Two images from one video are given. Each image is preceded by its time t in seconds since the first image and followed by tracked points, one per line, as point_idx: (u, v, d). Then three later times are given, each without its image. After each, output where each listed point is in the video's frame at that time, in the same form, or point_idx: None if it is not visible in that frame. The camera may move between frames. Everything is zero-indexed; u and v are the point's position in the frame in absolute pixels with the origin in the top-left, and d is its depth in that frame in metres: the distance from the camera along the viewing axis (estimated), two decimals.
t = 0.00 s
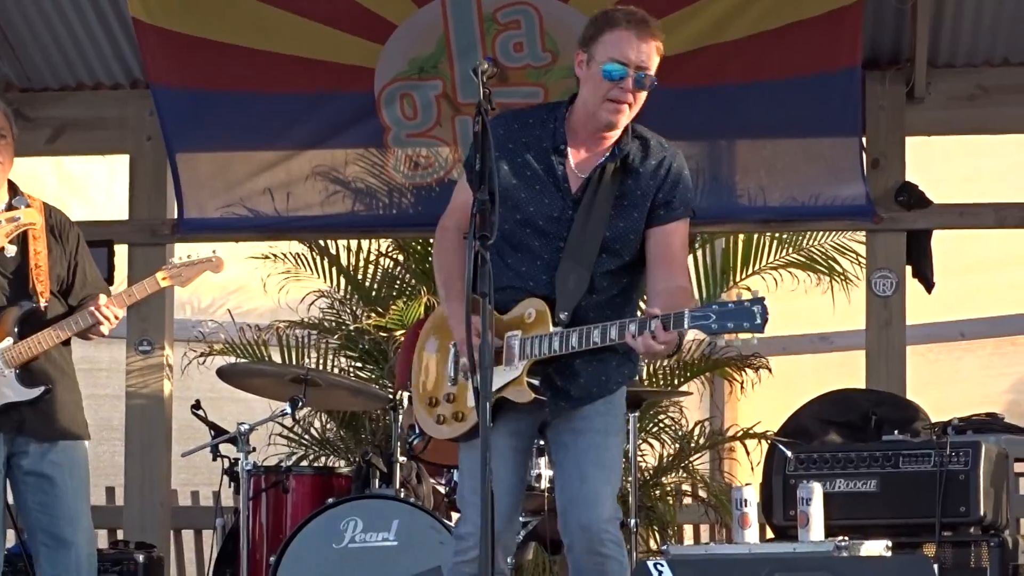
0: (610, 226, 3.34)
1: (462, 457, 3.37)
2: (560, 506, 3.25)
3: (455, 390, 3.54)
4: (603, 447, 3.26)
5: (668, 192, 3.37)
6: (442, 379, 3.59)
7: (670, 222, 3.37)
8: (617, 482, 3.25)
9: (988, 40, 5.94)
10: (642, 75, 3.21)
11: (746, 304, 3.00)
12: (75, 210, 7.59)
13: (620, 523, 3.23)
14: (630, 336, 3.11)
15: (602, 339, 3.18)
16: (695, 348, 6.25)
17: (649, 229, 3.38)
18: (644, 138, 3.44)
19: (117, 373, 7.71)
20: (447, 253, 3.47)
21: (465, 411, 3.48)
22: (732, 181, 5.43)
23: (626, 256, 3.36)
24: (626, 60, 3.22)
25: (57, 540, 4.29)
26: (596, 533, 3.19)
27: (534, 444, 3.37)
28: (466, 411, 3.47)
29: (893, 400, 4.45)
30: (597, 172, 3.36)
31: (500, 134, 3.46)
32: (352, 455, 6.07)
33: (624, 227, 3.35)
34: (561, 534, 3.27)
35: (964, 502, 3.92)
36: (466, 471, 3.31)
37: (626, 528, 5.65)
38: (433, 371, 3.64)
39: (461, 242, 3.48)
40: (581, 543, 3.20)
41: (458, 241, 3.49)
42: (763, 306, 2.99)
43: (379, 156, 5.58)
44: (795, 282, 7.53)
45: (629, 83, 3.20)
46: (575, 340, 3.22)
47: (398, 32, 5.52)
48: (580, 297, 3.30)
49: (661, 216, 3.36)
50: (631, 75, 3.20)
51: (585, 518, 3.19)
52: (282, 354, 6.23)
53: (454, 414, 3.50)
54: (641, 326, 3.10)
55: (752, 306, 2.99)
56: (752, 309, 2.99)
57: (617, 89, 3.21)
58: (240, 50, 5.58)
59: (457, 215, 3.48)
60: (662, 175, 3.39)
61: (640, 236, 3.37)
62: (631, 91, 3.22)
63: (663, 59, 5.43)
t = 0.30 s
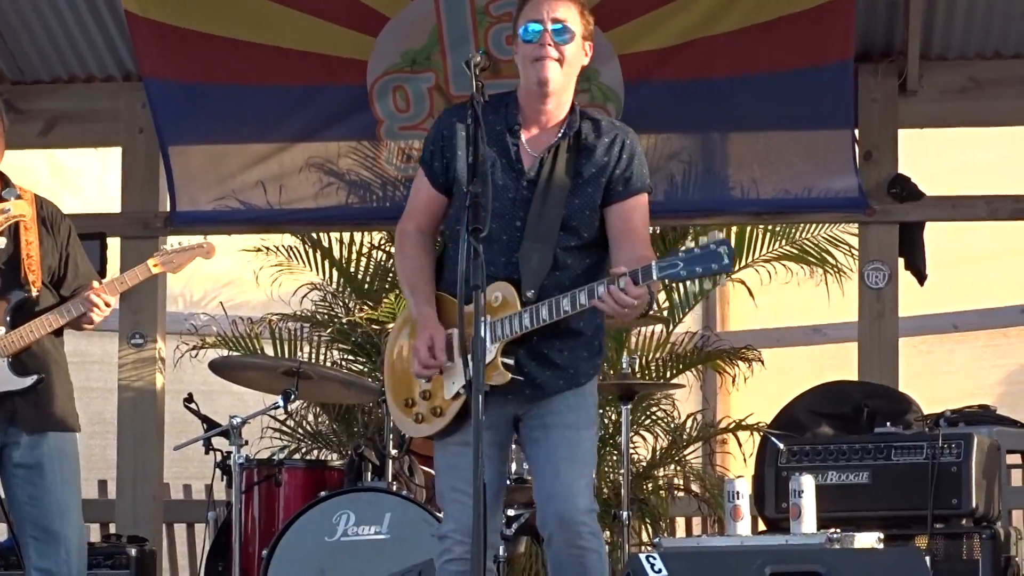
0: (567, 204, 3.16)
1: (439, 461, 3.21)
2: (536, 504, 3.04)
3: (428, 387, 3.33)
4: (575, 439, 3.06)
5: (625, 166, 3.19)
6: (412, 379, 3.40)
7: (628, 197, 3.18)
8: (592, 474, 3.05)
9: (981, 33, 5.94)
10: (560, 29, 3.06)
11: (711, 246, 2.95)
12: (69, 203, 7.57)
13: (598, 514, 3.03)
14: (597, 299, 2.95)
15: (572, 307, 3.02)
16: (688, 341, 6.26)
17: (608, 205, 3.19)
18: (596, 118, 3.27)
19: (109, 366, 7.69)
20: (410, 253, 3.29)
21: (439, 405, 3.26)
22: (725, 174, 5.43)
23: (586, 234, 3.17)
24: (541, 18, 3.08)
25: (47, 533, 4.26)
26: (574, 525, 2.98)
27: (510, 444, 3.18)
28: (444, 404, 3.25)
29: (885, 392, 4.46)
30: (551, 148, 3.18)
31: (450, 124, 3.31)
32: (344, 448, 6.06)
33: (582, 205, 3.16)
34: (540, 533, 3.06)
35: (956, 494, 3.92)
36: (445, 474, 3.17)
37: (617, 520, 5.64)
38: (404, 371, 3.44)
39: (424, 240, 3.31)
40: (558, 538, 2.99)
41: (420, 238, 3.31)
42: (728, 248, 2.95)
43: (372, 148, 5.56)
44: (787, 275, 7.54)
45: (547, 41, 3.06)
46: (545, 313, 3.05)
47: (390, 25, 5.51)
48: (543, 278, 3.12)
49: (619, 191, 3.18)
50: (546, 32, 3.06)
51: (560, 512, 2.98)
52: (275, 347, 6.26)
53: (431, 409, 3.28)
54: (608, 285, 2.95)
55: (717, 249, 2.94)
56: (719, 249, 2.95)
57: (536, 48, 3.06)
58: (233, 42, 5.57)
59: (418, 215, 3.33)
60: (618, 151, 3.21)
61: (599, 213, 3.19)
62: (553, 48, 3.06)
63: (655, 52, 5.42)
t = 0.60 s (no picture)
0: (530, 190, 3.14)
1: (420, 460, 3.20)
2: (519, 502, 3.04)
3: (405, 387, 3.33)
4: (556, 438, 3.05)
5: (585, 149, 3.18)
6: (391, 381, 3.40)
7: (590, 179, 3.16)
8: (574, 470, 3.05)
9: (977, 27, 5.94)
10: (499, 23, 3.06)
11: (678, 211, 3.08)
12: (65, 201, 7.56)
13: (581, 510, 3.03)
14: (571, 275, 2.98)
15: (545, 287, 3.06)
16: (685, 338, 6.26)
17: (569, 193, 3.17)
18: (551, 108, 3.26)
19: (107, 364, 7.69)
20: (376, 261, 3.30)
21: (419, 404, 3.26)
22: (722, 170, 5.42)
23: (553, 220, 3.15)
24: (478, 15, 3.07)
25: (44, 532, 4.26)
26: (559, 523, 2.98)
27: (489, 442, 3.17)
28: (422, 402, 3.26)
29: (883, 388, 4.45)
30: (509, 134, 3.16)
31: (408, 131, 3.32)
32: (342, 446, 6.06)
33: (545, 189, 3.15)
34: (523, 530, 3.06)
35: (953, 490, 3.92)
36: (427, 473, 3.15)
37: (615, 516, 5.63)
38: (381, 374, 3.45)
39: (389, 248, 3.33)
40: (543, 536, 2.99)
41: (384, 246, 3.33)
42: (695, 210, 3.07)
43: (368, 146, 5.56)
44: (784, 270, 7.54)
45: (485, 36, 3.04)
46: (518, 296, 3.07)
47: (386, 22, 5.50)
48: (515, 264, 3.12)
49: (582, 175, 3.16)
50: (483, 27, 3.05)
51: (546, 512, 2.98)
52: (273, 345, 6.27)
53: (411, 409, 3.28)
54: (581, 261, 2.99)
55: (684, 212, 3.07)
56: (685, 214, 3.07)
57: (474, 45, 3.04)
58: (228, 39, 5.56)
59: (381, 223, 3.35)
60: (576, 136, 3.21)
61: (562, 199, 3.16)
62: (492, 42, 3.04)
63: (650, 48, 5.43)
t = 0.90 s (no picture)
0: (513, 192, 3.14)
1: (412, 462, 3.19)
2: (512, 504, 3.03)
3: (398, 391, 3.32)
4: (550, 440, 3.05)
5: (564, 148, 3.19)
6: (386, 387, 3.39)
7: (570, 177, 3.18)
8: (567, 473, 3.05)
9: (971, 25, 5.95)
10: (480, 26, 3.07)
11: (650, 200, 3.07)
12: (60, 202, 7.55)
13: (572, 513, 3.03)
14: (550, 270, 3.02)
15: (525, 283, 3.06)
16: (680, 336, 6.26)
17: (551, 190, 3.18)
18: (530, 107, 3.26)
19: (101, 365, 7.68)
20: (365, 269, 3.33)
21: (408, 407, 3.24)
22: (716, 169, 5.41)
23: (535, 220, 3.16)
24: (457, 23, 3.09)
25: (41, 533, 4.25)
26: (552, 524, 2.98)
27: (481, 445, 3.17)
28: (410, 403, 3.25)
29: (878, 386, 4.47)
30: (491, 138, 3.14)
31: (390, 143, 3.32)
32: (338, 446, 6.06)
33: (527, 190, 3.15)
34: (514, 532, 3.05)
35: (948, 488, 3.93)
36: (419, 474, 3.15)
37: (610, 515, 5.64)
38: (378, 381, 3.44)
39: (378, 256, 3.36)
40: (535, 538, 2.98)
41: (372, 256, 3.36)
42: (668, 199, 3.07)
43: (362, 145, 5.56)
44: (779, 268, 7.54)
45: (468, 40, 3.05)
46: (499, 294, 3.08)
47: (379, 22, 5.51)
48: (497, 263, 3.10)
49: (561, 172, 3.18)
50: (466, 31, 3.06)
51: (540, 512, 2.97)
52: (267, 345, 6.23)
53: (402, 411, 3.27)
54: (558, 254, 3.02)
55: (657, 201, 3.07)
56: (657, 203, 3.07)
57: (459, 49, 3.05)
58: (222, 40, 5.56)
59: (369, 232, 3.37)
60: (554, 135, 3.22)
61: (544, 197, 3.17)
62: (476, 45, 3.05)
63: (644, 47, 5.43)
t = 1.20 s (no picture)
0: (514, 199, 3.14)
1: (415, 467, 3.19)
2: (515, 507, 3.03)
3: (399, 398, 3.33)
4: (553, 442, 3.05)
5: (563, 154, 3.20)
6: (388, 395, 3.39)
7: (569, 183, 3.18)
8: (570, 475, 3.05)
9: (974, 27, 5.95)
10: (485, 31, 3.09)
11: (648, 204, 3.05)
12: (63, 207, 7.56)
13: (576, 515, 3.03)
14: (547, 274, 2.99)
15: (524, 289, 3.07)
16: (684, 339, 6.26)
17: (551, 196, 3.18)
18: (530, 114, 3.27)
19: (106, 370, 7.68)
20: (368, 278, 3.32)
21: (410, 413, 3.25)
22: (720, 172, 5.41)
23: (536, 225, 3.16)
24: (464, 27, 3.11)
25: (46, 537, 4.26)
26: (556, 526, 2.98)
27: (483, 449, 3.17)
28: (411, 410, 3.25)
29: (883, 388, 4.45)
30: (492, 145, 3.14)
31: (391, 151, 3.32)
32: (342, 450, 6.06)
33: (528, 196, 3.15)
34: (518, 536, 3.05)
35: (954, 490, 3.93)
36: (423, 479, 3.14)
37: (615, 518, 5.63)
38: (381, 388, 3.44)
39: (382, 265, 3.34)
40: (539, 541, 2.98)
41: (377, 264, 3.34)
42: (665, 204, 3.04)
43: (366, 149, 5.57)
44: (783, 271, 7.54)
45: (473, 44, 3.07)
46: (499, 300, 3.08)
47: (382, 27, 5.52)
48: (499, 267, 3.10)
49: (560, 178, 3.18)
50: (472, 36, 3.08)
51: (543, 513, 2.98)
52: (273, 350, 6.27)
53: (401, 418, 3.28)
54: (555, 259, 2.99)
55: (655, 206, 3.04)
56: (655, 208, 3.04)
57: (463, 52, 3.06)
58: (225, 45, 5.57)
59: (372, 240, 3.35)
60: (553, 141, 3.21)
61: (545, 203, 3.17)
62: (481, 49, 3.06)
63: (648, 50, 5.43)
